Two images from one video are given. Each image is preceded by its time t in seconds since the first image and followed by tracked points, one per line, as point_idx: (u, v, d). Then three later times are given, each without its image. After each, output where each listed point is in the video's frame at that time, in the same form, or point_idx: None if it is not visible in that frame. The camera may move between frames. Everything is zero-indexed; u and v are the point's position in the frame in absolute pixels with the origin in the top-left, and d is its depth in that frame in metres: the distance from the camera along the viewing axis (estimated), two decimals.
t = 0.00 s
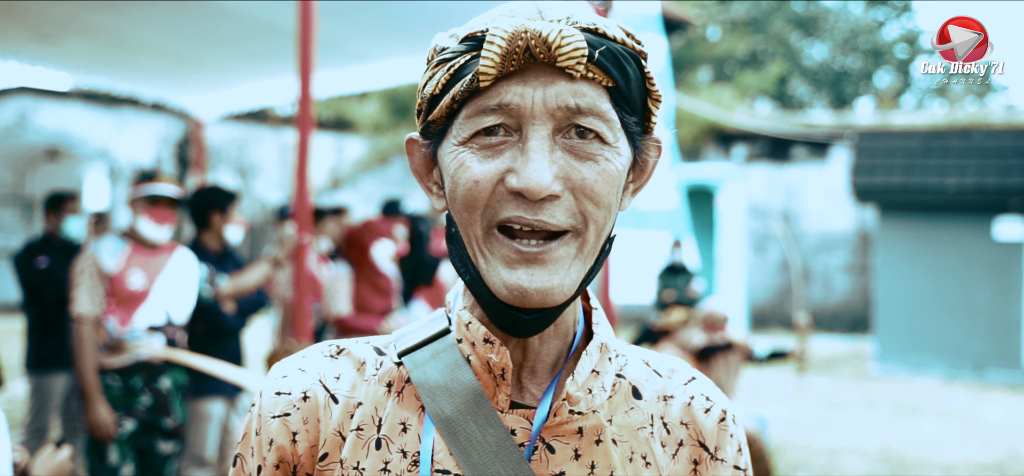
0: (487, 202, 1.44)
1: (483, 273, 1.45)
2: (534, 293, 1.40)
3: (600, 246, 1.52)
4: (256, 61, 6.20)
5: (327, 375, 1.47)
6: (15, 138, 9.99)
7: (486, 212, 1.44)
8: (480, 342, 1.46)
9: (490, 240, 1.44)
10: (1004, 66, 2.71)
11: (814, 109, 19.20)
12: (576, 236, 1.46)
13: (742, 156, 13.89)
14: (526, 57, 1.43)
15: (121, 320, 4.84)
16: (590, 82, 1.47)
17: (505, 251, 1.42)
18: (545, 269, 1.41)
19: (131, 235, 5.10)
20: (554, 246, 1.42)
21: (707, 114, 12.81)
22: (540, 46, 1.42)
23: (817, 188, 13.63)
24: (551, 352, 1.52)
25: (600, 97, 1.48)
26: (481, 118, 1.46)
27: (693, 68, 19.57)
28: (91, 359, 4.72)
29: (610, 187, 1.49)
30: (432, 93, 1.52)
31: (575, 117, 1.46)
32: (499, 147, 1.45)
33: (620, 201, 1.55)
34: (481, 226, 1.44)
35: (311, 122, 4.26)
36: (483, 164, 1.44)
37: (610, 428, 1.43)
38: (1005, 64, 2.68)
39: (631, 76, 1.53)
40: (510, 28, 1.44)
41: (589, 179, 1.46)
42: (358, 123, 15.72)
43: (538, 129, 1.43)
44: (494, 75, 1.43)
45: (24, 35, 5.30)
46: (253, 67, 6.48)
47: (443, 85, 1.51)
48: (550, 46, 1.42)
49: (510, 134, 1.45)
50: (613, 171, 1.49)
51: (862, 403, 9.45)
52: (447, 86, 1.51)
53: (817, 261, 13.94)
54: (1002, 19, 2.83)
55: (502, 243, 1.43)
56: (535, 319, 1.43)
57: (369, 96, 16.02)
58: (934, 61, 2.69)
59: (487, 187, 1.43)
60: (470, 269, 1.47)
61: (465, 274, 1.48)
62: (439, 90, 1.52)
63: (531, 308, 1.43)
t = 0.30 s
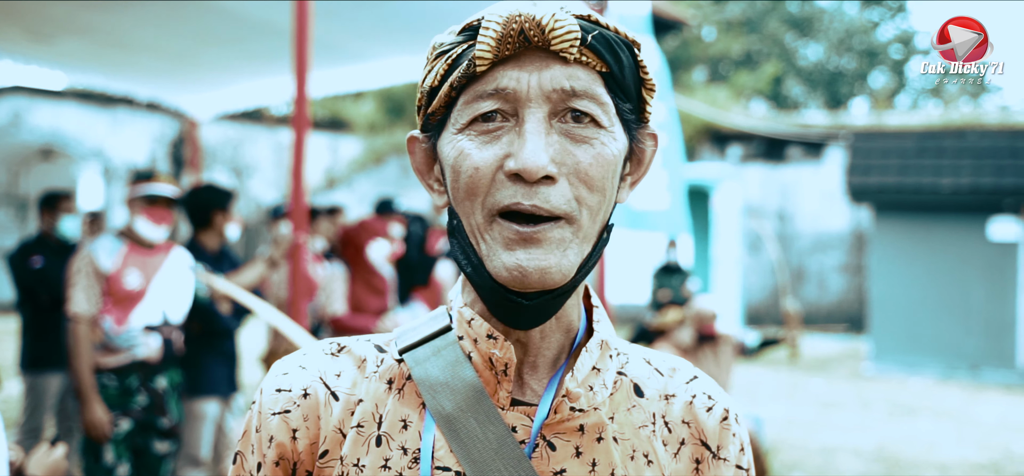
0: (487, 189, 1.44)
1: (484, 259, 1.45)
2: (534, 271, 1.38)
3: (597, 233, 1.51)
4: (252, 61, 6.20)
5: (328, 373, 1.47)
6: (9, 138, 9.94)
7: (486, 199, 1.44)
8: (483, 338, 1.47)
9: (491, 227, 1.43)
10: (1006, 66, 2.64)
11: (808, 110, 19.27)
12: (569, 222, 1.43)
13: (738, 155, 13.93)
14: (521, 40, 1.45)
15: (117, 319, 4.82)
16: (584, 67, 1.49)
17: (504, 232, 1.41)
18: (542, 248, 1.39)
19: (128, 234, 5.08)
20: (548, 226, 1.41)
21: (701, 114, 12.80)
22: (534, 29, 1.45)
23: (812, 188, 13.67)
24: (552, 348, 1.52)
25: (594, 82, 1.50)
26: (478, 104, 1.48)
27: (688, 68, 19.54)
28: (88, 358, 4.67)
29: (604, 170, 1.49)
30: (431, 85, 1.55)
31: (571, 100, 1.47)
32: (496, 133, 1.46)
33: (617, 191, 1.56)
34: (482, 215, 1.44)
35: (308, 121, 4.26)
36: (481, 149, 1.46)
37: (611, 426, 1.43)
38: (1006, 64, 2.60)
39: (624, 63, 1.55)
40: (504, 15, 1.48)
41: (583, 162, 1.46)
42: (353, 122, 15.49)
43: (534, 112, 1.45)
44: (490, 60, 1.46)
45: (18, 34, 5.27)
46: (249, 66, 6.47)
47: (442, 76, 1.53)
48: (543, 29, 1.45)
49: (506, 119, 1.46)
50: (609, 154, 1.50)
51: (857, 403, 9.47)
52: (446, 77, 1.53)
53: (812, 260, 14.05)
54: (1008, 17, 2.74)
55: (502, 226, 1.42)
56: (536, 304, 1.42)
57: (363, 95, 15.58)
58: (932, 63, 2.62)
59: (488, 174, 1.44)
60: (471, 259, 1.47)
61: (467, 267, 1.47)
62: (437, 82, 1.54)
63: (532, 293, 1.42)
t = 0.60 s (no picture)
0: (486, 189, 1.44)
1: (483, 258, 1.44)
2: (534, 267, 1.39)
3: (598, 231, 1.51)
4: (246, 61, 6.18)
5: (327, 373, 1.47)
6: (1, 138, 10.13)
7: (486, 199, 1.44)
8: (485, 335, 1.47)
9: (490, 226, 1.43)
10: (1006, 66, 2.52)
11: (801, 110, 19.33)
12: (569, 218, 1.43)
13: (731, 156, 13.76)
14: (517, 41, 1.45)
15: (113, 319, 4.80)
16: (580, 67, 1.50)
17: (503, 229, 1.41)
18: (545, 243, 1.40)
19: (123, 235, 5.07)
20: (548, 222, 1.40)
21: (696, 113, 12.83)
22: (530, 29, 1.45)
23: (805, 188, 13.69)
24: (549, 345, 1.52)
25: (590, 82, 1.50)
26: (476, 105, 1.48)
27: (682, 68, 19.59)
28: (83, 359, 4.71)
29: (603, 170, 1.49)
30: (428, 88, 1.55)
31: (568, 99, 1.47)
32: (494, 133, 1.46)
33: (615, 191, 1.56)
34: (481, 215, 1.44)
35: (303, 122, 4.24)
36: (480, 151, 1.46)
37: (612, 423, 1.43)
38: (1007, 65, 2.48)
39: (620, 62, 1.55)
40: (501, 15, 1.47)
41: (581, 162, 1.46)
42: (347, 122, 15.45)
43: (531, 111, 1.45)
44: (487, 61, 1.46)
45: (11, 34, 5.25)
46: (243, 67, 6.45)
47: (440, 78, 1.53)
48: (540, 30, 1.45)
49: (504, 120, 1.47)
50: (606, 154, 1.50)
51: (851, 403, 9.50)
52: (443, 79, 1.54)
53: (805, 260, 14.12)
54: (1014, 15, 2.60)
55: (501, 224, 1.42)
56: (538, 296, 1.42)
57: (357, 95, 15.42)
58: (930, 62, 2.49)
59: (486, 175, 1.44)
60: (470, 258, 1.46)
61: (467, 265, 1.47)
62: (435, 84, 1.54)
63: (532, 286, 1.42)
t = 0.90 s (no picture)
0: (498, 195, 1.43)
1: (498, 265, 1.43)
2: (553, 276, 1.38)
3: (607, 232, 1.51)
4: (241, 60, 6.17)
5: (327, 376, 1.46)
6: None
7: (497, 206, 1.43)
8: (488, 339, 1.46)
9: (506, 234, 1.42)
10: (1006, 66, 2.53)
11: (793, 110, 19.36)
12: (582, 223, 1.42)
13: (724, 155, 13.86)
14: (524, 41, 1.44)
15: (106, 319, 4.79)
16: (586, 64, 1.49)
17: (519, 239, 1.40)
18: (561, 251, 1.39)
19: (115, 235, 5.04)
20: (565, 229, 1.40)
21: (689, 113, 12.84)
22: (537, 28, 1.44)
23: (798, 188, 13.70)
24: (555, 347, 1.52)
25: (597, 79, 1.50)
26: (482, 108, 1.47)
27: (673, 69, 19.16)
28: (77, 360, 4.65)
29: (614, 167, 1.50)
30: (427, 92, 1.53)
31: (576, 98, 1.47)
32: (502, 136, 1.45)
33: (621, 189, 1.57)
34: (496, 224, 1.43)
35: (297, 121, 4.23)
36: (489, 155, 1.45)
37: (616, 428, 1.43)
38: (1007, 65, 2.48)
39: (623, 57, 1.55)
40: (505, 15, 1.46)
41: (593, 160, 1.46)
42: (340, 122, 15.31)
43: (541, 112, 1.44)
44: (493, 63, 1.44)
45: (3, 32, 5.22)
46: (236, 66, 6.43)
47: (439, 81, 1.52)
48: (546, 28, 1.44)
49: (512, 122, 1.46)
50: (615, 151, 1.50)
51: (844, 403, 9.53)
52: (443, 82, 1.52)
53: (798, 260, 14.17)
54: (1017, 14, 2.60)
55: (519, 233, 1.41)
56: (553, 306, 1.42)
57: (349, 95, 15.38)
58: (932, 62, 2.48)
59: (498, 179, 1.43)
60: (479, 266, 1.46)
61: (473, 272, 1.47)
62: (434, 88, 1.53)
63: (547, 296, 1.42)
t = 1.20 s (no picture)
0: (489, 205, 1.44)
1: (492, 275, 1.45)
2: (547, 285, 1.40)
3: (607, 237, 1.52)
4: (233, 60, 6.15)
5: (329, 376, 1.47)
6: None
7: (489, 215, 1.43)
8: (486, 341, 1.46)
9: (500, 243, 1.42)
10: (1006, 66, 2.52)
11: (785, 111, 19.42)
12: (576, 230, 1.42)
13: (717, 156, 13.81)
14: (515, 50, 1.44)
15: (99, 320, 4.73)
16: (582, 70, 1.49)
17: (508, 249, 1.41)
18: (552, 263, 1.41)
19: (109, 234, 5.02)
20: (559, 237, 1.41)
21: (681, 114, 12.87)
22: (528, 37, 1.43)
23: (790, 188, 13.74)
24: (557, 350, 1.53)
25: (594, 85, 1.50)
26: (475, 117, 1.48)
27: (667, 68, 19.36)
28: (69, 360, 4.61)
29: (612, 174, 1.50)
30: (421, 98, 1.55)
31: (572, 106, 1.47)
32: (496, 145, 1.46)
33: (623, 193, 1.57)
34: (490, 230, 1.43)
35: (291, 121, 4.22)
36: (481, 165, 1.46)
37: (617, 432, 1.43)
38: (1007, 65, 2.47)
39: (622, 60, 1.54)
40: (497, 21, 1.46)
41: (589, 169, 1.47)
42: (331, 121, 15.56)
43: (535, 122, 1.44)
44: (483, 72, 1.44)
45: None
46: (229, 65, 6.40)
47: (432, 88, 1.53)
48: (538, 37, 1.44)
49: (505, 131, 1.46)
50: (613, 159, 1.51)
51: (836, 403, 9.56)
52: (436, 89, 1.53)
53: (790, 260, 14.17)
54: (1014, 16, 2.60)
55: (505, 240, 1.42)
56: (547, 314, 1.43)
57: (340, 95, 15.81)
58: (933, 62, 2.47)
59: (489, 190, 1.44)
60: (475, 274, 1.48)
61: (471, 279, 1.49)
62: (427, 95, 1.54)
63: (542, 305, 1.43)
